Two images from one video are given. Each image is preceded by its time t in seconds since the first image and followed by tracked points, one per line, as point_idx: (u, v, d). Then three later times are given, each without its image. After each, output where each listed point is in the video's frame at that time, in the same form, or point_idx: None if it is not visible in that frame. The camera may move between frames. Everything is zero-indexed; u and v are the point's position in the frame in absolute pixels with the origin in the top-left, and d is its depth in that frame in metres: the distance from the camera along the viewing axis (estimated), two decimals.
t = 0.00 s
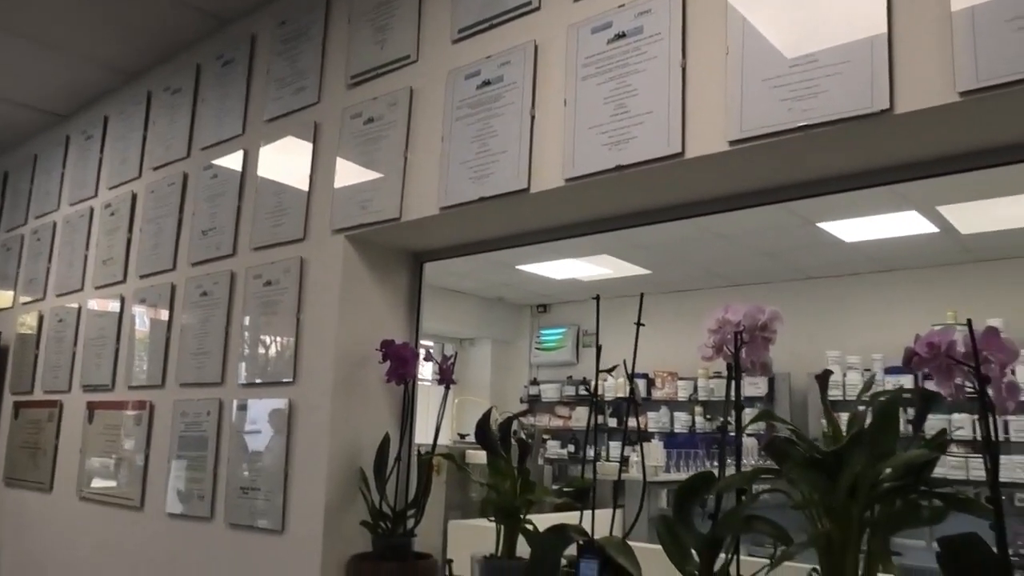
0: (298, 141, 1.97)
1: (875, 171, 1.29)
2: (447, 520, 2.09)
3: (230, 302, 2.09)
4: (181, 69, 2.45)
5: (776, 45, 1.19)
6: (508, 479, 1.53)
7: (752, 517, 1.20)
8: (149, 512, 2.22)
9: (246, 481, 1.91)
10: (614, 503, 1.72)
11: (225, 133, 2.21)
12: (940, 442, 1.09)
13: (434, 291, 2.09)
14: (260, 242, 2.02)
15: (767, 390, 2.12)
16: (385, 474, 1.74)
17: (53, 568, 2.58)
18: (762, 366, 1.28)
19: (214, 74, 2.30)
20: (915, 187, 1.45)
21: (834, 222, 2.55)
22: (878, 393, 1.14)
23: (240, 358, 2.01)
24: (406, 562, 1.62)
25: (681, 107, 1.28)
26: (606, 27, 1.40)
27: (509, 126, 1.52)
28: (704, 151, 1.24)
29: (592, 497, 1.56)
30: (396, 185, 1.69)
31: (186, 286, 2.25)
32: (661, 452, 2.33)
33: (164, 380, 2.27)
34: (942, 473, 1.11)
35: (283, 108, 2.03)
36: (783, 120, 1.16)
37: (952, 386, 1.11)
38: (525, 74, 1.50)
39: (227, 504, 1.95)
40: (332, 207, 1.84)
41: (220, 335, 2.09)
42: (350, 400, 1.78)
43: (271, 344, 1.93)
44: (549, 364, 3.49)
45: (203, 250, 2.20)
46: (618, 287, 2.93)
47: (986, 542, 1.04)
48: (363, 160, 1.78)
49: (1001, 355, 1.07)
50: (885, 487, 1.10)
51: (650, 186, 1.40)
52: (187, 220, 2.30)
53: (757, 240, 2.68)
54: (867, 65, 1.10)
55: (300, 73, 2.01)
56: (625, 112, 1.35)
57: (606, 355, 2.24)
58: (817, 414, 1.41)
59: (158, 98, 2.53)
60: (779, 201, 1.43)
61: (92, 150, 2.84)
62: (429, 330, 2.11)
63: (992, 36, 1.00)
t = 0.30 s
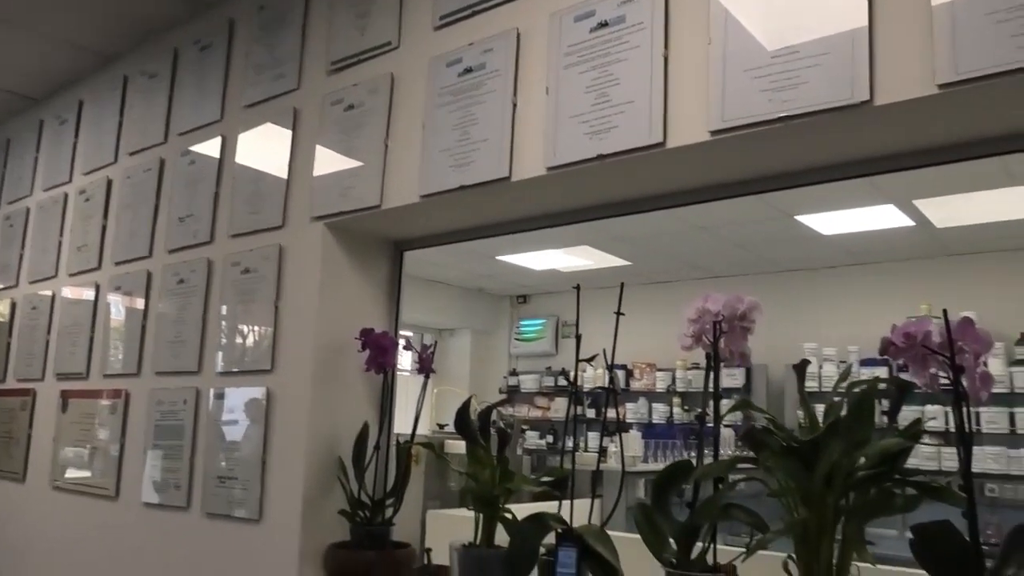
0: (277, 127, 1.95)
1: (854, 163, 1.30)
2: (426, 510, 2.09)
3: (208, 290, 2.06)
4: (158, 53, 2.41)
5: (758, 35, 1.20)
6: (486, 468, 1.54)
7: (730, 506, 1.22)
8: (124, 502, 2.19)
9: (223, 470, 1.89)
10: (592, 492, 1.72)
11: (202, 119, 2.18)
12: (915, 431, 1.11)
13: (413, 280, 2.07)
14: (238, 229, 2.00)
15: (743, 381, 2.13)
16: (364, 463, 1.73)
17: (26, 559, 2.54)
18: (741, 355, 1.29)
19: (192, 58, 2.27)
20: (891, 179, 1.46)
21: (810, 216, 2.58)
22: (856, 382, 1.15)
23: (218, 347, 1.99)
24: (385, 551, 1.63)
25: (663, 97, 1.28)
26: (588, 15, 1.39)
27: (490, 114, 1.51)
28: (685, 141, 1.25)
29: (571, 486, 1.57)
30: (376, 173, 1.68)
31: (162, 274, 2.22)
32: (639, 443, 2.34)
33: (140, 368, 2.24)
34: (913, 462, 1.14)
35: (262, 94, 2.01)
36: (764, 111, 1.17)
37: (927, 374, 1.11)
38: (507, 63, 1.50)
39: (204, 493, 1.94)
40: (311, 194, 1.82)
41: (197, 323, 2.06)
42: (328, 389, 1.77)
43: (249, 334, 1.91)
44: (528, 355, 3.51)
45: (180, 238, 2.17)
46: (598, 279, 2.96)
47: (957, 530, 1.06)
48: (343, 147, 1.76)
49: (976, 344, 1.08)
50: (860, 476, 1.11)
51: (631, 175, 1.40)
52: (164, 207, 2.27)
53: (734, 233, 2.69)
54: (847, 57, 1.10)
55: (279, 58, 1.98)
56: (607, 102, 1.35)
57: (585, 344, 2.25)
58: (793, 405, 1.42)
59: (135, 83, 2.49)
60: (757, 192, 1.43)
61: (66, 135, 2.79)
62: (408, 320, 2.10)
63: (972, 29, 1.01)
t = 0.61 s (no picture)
0: (248, 118, 1.93)
1: (821, 161, 1.32)
2: (396, 505, 2.09)
3: (176, 283, 2.03)
4: (127, 42, 2.37)
5: (729, 34, 1.21)
6: (457, 462, 1.54)
7: (696, 500, 1.24)
8: (89, 498, 2.16)
9: (190, 466, 1.87)
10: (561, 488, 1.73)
11: (172, 109, 2.15)
12: (876, 426, 1.13)
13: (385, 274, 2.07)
14: (207, 221, 1.97)
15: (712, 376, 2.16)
16: (333, 458, 1.72)
17: None
18: (709, 350, 1.30)
19: (162, 48, 2.24)
20: (857, 177, 1.49)
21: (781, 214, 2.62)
22: (821, 377, 1.17)
23: (185, 340, 1.97)
24: (354, 547, 1.62)
25: (635, 94, 1.28)
26: (562, 11, 1.40)
27: (463, 109, 1.51)
28: (657, 138, 1.25)
29: (541, 481, 1.57)
30: (348, 166, 1.67)
31: (129, 266, 2.19)
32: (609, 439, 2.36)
33: (106, 362, 2.21)
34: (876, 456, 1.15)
35: (233, 84, 1.98)
36: (733, 109, 1.18)
37: (889, 370, 1.14)
38: (481, 57, 1.50)
39: (170, 489, 1.91)
40: (282, 187, 1.80)
41: (164, 316, 2.03)
42: (297, 383, 1.76)
43: (217, 328, 1.88)
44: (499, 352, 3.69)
45: (147, 229, 2.14)
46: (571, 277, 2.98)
47: (918, 521, 1.07)
48: (315, 139, 1.75)
49: (937, 340, 1.10)
50: (823, 469, 1.13)
51: (603, 171, 1.41)
52: (132, 198, 2.23)
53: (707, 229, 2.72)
54: (816, 57, 1.12)
55: (251, 49, 1.96)
56: (579, 97, 1.35)
57: (556, 339, 2.26)
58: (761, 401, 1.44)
59: (103, 72, 2.44)
60: (728, 189, 1.45)
61: (31, 124, 2.74)
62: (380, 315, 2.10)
63: (938, 31, 1.03)
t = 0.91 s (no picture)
0: (212, 114, 1.90)
1: (781, 163, 1.34)
2: (362, 504, 2.08)
3: (138, 281, 2.00)
4: (88, 35, 2.33)
5: (692, 36, 1.23)
6: (423, 460, 1.54)
7: (659, 496, 1.25)
8: (47, 499, 2.12)
9: (152, 465, 1.85)
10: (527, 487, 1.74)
11: (134, 104, 2.12)
12: (835, 423, 1.15)
13: (351, 273, 2.06)
14: (170, 218, 1.94)
15: (678, 375, 2.18)
16: (298, 456, 1.71)
17: None
18: (672, 348, 1.32)
19: (125, 41, 2.20)
20: (817, 179, 1.52)
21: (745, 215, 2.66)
22: (781, 375, 1.19)
23: (148, 339, 1.94)
24: (318, 546, 1.61)
25: (601, 95, 1.29)
26: (529, 10, 1.41)
27: (430, 107, 1.51)
28: (622, 138, 1.27)
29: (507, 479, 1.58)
30: (314, 163, 1.66)
31: (90, 263, 2.15)
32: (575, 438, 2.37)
33: (65, 360, 2.16)
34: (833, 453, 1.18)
35: (198, 79, 1.96)
36: (697, 110, 1.20)
37: (846, 368, 1.16)
38: (448, 55, 1.50)
39: (131, 489, 1.88)
40: (247, 183, 1.79)
41: (126, 314, 2.00)
42: (261, 381, 1.74)
43: (180, 326, 1.86)
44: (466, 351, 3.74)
45: (109, 226, 2.10)
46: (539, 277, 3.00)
47: (873, 516, 1.09)
48: (280, 136, 1.74)
49: (892, 338, 1.13)
50: (783, 465, 1.15)
51: (568, 170, 1.42)
52: (93, 194, 2.19)
53: (673, 229, 2.75)
54: (777, 60, 1.14)
55: (216, 44, 1.94)
56: (545, 97, 1.36)
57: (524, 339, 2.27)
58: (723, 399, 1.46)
59: (63, 65, 2.40)
60: (691, 189, 1.46)
61: None
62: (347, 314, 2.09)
63: (894, 37, 1.05)
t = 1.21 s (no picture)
0: (179, 108, 1.88)
1: (746, 163, 1.37)
2: (331, 502, 2.08)
3: (102, 276, 1.97)
4: (52, 26, 2.29)
5: (660, 37, 1.24)
6: (391, 457, 1.53)
7: (626, 491, 1.26)
8: (8, 497, 2.08)
9: (115, 463, 1.82)
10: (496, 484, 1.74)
11: (99, 97, 2.09)
12: (797, 419, 1.17)
13: (320, 270, 2.05)
14: (136, 213, 1.92)
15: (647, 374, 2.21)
16: (265, 453, 1.69)
17: None
18: (639, 346, 1.33)
19: (90, 33, 2.16)
20: (782, 180, 1.54)
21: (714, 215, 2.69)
22: (745, 371, 1.20)
23: (112, 335, 1.91)
24: (285, 543, 1.61)
25: (570, 94, 1.30)
26: (499, 8, 1.41)
27: (400, 104, 1.50)
28: (590, 137, 1.28)
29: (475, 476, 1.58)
30: (282, 158, 1.65)
31: (53, 258, 2.11)
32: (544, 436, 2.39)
33: (27, 357, 2.12)
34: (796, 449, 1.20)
35: (165, 73, 1.93)
36: (664, 110, 1.21)
37: (808, 365, 1.19)
38: (417, 52, 1.50)
39: (95, 487, 1.86)
40: (215, 179, 1.77)
41: (89, 310, 1.97)
42: (228, 378, 1.72)
43: (146, 323, 1.83)
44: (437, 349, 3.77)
45: (72, 220, 2.07)
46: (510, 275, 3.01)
47: (833, 510, 1.11)
48: (248, 131, 1.72)
49: (852, 337, 1.16)
50: (746, 461, 1.17)
51: (538, 168, 1.43)
52: (56, 188, 2.15)
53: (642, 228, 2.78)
54: (742, 62, 1.16)
55: (183, 37, 1.92)
56: (515, 95, 1.37)
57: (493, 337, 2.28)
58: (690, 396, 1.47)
59: (26, 57, 2.35)
60: (659, 188, 1.48)
61: None
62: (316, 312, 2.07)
63: (856, 40, 1.07)
